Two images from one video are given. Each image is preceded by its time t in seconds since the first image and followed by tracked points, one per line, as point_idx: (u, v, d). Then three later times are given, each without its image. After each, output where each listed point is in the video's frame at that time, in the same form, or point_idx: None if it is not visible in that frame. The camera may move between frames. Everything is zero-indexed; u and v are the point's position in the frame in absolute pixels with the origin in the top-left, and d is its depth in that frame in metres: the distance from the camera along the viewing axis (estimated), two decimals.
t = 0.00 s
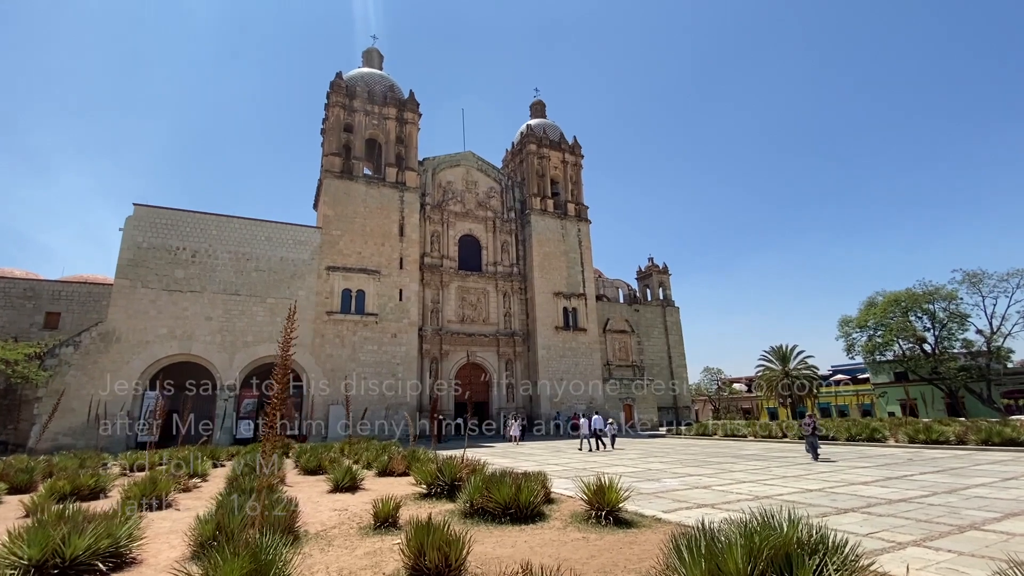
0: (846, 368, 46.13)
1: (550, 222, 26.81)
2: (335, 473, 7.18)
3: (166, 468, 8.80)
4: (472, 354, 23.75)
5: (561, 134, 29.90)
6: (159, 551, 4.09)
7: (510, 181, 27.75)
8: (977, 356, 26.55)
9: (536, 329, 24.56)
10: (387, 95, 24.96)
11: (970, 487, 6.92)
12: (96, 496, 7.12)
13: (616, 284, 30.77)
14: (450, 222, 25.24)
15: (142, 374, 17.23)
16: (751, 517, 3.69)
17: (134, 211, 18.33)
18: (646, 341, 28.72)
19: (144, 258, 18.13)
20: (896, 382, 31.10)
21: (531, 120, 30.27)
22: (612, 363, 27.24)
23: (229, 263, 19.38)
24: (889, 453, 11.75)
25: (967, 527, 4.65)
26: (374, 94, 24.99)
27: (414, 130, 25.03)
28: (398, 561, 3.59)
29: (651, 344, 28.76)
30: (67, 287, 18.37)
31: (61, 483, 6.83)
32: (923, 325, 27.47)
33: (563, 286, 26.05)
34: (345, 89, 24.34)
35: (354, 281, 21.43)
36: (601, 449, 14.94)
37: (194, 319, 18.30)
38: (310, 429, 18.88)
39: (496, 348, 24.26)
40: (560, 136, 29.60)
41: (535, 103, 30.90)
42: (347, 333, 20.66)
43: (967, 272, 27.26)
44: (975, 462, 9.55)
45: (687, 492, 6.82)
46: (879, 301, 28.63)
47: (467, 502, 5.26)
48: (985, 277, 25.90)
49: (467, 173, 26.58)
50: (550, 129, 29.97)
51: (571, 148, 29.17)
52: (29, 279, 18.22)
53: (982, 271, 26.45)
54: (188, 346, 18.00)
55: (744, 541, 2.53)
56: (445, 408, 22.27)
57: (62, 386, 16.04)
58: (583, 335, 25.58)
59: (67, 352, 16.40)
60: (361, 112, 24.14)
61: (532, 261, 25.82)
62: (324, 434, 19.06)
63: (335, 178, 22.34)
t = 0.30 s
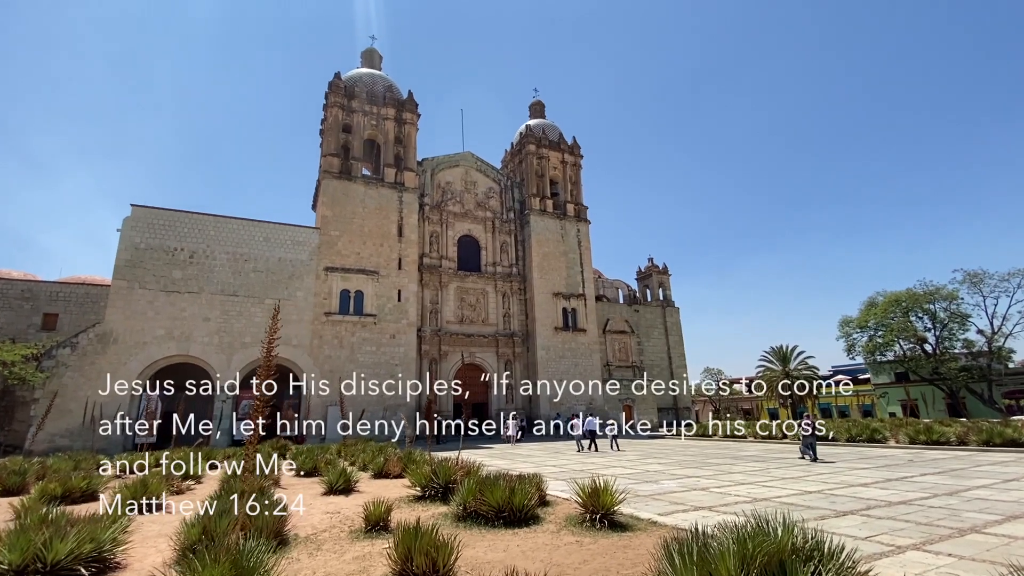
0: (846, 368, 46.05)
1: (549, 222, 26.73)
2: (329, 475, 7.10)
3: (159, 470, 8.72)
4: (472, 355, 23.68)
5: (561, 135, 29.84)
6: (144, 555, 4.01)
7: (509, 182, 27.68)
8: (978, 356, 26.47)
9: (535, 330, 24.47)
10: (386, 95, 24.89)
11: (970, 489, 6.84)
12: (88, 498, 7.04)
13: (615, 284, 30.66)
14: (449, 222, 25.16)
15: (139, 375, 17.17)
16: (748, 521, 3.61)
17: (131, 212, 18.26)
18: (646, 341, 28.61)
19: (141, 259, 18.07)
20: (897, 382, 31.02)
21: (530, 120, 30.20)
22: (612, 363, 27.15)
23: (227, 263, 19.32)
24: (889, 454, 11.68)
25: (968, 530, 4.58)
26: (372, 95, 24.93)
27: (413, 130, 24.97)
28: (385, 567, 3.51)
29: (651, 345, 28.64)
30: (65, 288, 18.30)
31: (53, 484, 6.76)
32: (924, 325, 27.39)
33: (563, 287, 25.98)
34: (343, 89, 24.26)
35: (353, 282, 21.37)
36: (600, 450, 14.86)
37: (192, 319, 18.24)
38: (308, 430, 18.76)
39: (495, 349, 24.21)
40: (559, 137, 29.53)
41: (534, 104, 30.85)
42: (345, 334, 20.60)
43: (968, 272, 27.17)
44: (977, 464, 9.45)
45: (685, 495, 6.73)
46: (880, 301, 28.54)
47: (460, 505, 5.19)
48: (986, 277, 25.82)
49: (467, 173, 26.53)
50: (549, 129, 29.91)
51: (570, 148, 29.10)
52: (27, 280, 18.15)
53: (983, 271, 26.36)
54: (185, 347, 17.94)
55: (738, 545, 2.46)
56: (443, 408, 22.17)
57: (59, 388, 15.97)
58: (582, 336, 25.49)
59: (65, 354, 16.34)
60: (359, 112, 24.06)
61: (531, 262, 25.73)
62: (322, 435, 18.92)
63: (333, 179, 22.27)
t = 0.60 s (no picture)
0: (847, 368, 45.94)
1: (549, 222, 26.68)
2: (324, 476, 7.05)
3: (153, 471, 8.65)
4: (471, 355, 23.62)
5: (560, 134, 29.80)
6: (131, 557, 3.97)
7: (509, 182, 27.63)
8: (979, 356, 26.37)
9: (535, 330, 24.41)
10: (385, 95, 24.83)
11: (970, 491, 6.76)
12: (82, 499, 6.99)
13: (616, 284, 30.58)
14: (449, 222, 25.11)
15: (137, 376, 17.13)
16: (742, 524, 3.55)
17: (130, 212, 18.22)
18: (646, 342, 28.52)
19: (139, 259, 18.02)
20: (898, 382, 30.94)
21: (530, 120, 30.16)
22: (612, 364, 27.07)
23: (225, 263, 19.26)
24: (889, 455, 11.62)
25: (968, 533, 4.51)
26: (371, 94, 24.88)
27: (412, 130, 24.93)
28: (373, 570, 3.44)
29: (651, 345, 28.54)
30: (63, 288, 18.25)
31: (45, 485, 6.71)
32: (924, 325, 27.31)
33: (563, 287, 25.93)
34: (342, 89, 24.21)
35: (351, 282, 21.32)
36: (599, 450, 14.77)
37: (190, 319, 18.18)
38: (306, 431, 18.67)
39: (494, 349, 24.16)
40: (559, 137, 29.47)
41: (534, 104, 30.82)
42: (344, 334, 20.55)
43: (969, 272, 27.07)
44: (977, 465, 9.38)
45: (681, 496, 6.66)
46: (880, 301, 28.46)
47: (453, 508, 5.13)
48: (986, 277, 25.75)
49: (466, 173, 26.49)
50: (549, 129, 29.86)
51: (570, 148, 29.05)
52: (25, 280, 18.11)
53: (984, 271, 26.27)
54: (183, 347, 17.88)
55: (729, 551, 2.39)
56: (442, 408, 22.12)
57: (56, 388, 15.91)
58: (582, 337, 25.42)
59: (62, 354, 16.29)
60: (358, 112, 24.01)
61: (531, 262, 25.68)
62: (321, 436, 18.83)
63: (332, 179, 22.22)
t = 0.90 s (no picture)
0: (848, 369, 45.86)
1: (549, 223, 26.62)
2: (318, 476, 7.01)
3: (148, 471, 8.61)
4: (470, 355, 23.57)
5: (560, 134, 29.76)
6: (118, 559, 3.93)
7: (509, 182, 27.58)
8: (980, 357, 26.27)
9: (535, 330, 24.36)
10: (384, 95, 24.79)
11: (969, 492, 6.71)
12: (75, 499, 6.95)
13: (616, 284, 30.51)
14: (448, 222, 25.07)
15: (135, 375, 17.10)
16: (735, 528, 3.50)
17: (128, 211, 18.19)
18: (646, 342, 28.45)
19: (137, 258, 17.99)
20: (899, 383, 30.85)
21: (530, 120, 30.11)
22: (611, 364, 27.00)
23: (224, 263, 19.23)
24: (888, 456, 11.57)
25: (965, 535, 4.47)
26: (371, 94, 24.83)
27: (411, 130, 24.88)
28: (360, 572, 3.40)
29: (651, 345, 28.47)
30: (61, 288, 18.22)
31: (37, 486, 6.67)
32: (925, 326, 27.23)
33: (562, 287, 25.88)
34: (342, 89, 24.16)
35: (351, 281, 21.28)
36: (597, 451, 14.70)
37: (188, 319, 18.16)
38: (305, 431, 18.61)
39: (494, 349, 24.11)
40: (559, 136, 29.41)
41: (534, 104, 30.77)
42: (343, 334, 20.51)
43: (970, 273, 26.99)
44: (977, 466, 9.33)
45: (678, 498, 6.60)
46: (881, 302, 28.38)
47: (446, 509, 5.08)
48: (987, 277, 25.63)
49: (466, 173, 26.45)
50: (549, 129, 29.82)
51: (570, 148, 29.00)
52: (24, 279, 18.08)
53: (985, 272, 26.19)
54: (182, 347, 17.85)
55: (719, 554, 2.35)
56: (441, 408, 22.07)
57: (54, 387, 15.89)
58: (581, 337, 25.36)
59: (60, 353, 16.27)
60: (358, 112, 23.97)
61: (530, 262, 25.63)
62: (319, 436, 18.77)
63: (331, 178, 22.18)
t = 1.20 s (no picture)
0: (849, 370, 45.75)
1: (548, 223, 26.58)
2: (312, 476, 6.98)
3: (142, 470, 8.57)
4: (469, 355, 23.53)
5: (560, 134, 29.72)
6: (103, 560, 3.90)
7: (509, 182, 27.54)
8: (981, 359, 26.14)
9: (534, 330, 24.31)
10: (384, 94, 24.77)
11: (967, 495, 6.65)
12: (67, 498, 6.93)
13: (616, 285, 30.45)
14: (448, 222, 25.04)
15: (133, 374, 17.08)
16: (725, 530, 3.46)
17: (128, 210, 18.19)
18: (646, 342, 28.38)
19: (136, 257, 17.99)
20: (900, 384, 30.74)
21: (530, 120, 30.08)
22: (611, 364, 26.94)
23: (223, 262, 19.22)
24: (887, 457, 11.51)
25: (960, 539, 4.42)
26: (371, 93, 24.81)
27: (411, 129, 24.85)
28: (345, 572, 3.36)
29: (651, 346, 28.40)
30: (61, 286, 18.22)
31: (27, 485, 6.64)
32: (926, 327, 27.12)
33: (562, 287, 25.83)
34: (342, 88, 24.14)
35: (350, 281, 21.25)
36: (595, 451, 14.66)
37: (187, 318, 18.14)
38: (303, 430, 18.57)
39: (493, 349, 24.07)
40: (559, 136, 29.37)
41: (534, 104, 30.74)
42: (342, 333, 20.49)
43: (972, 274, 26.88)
44: (976, 468, 9.28)
45: (673, 499, 6.55)
46: (882, 303, 28.28)
47: (437, 510, 5.05)
48: (989, 279, 25.46)
49: (466, 173, 26.41)
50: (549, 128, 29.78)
51: (571, 148, 28.95)
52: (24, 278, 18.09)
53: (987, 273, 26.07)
54: (180, 346, 17.83)
55: (701, 558, 2.32)
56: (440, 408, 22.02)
57: (53, 386, 15.88)
58: (580, 337, 25.32)
59: (59, 352, 16.27)
60: (357, 111, 23.96)
61: (530, 262, 25.58)
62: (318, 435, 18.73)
63: (331, 178, 22.16)
